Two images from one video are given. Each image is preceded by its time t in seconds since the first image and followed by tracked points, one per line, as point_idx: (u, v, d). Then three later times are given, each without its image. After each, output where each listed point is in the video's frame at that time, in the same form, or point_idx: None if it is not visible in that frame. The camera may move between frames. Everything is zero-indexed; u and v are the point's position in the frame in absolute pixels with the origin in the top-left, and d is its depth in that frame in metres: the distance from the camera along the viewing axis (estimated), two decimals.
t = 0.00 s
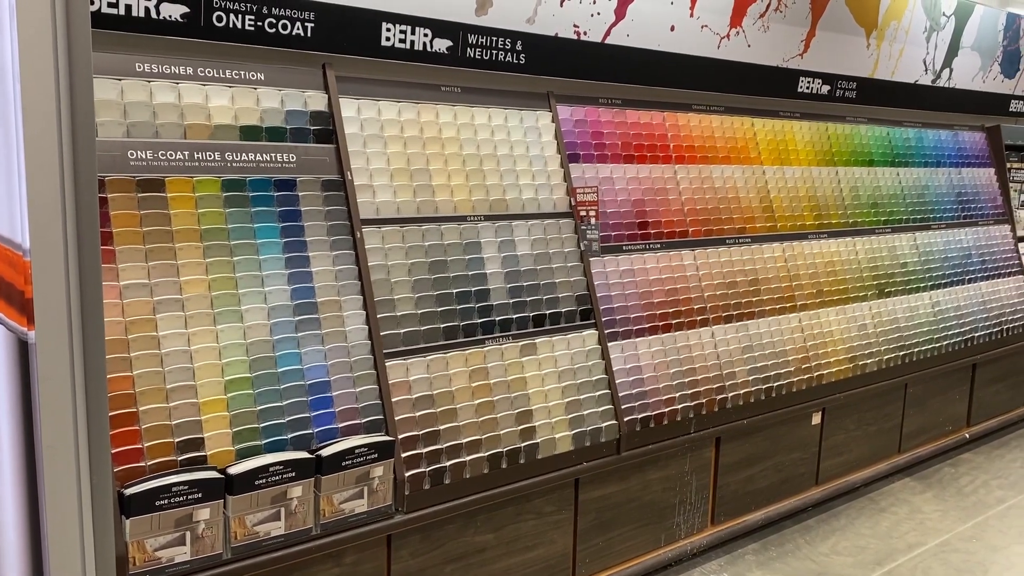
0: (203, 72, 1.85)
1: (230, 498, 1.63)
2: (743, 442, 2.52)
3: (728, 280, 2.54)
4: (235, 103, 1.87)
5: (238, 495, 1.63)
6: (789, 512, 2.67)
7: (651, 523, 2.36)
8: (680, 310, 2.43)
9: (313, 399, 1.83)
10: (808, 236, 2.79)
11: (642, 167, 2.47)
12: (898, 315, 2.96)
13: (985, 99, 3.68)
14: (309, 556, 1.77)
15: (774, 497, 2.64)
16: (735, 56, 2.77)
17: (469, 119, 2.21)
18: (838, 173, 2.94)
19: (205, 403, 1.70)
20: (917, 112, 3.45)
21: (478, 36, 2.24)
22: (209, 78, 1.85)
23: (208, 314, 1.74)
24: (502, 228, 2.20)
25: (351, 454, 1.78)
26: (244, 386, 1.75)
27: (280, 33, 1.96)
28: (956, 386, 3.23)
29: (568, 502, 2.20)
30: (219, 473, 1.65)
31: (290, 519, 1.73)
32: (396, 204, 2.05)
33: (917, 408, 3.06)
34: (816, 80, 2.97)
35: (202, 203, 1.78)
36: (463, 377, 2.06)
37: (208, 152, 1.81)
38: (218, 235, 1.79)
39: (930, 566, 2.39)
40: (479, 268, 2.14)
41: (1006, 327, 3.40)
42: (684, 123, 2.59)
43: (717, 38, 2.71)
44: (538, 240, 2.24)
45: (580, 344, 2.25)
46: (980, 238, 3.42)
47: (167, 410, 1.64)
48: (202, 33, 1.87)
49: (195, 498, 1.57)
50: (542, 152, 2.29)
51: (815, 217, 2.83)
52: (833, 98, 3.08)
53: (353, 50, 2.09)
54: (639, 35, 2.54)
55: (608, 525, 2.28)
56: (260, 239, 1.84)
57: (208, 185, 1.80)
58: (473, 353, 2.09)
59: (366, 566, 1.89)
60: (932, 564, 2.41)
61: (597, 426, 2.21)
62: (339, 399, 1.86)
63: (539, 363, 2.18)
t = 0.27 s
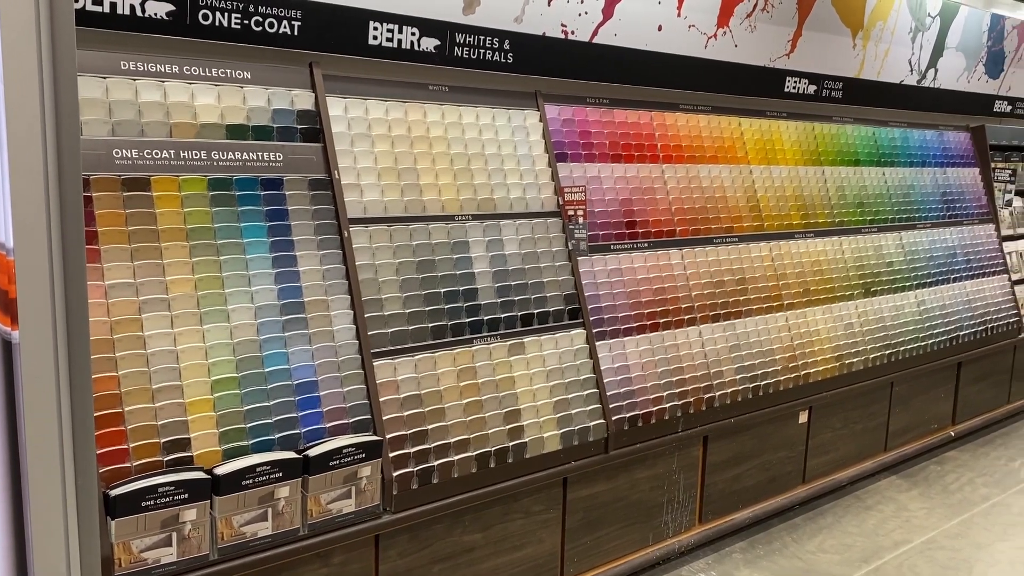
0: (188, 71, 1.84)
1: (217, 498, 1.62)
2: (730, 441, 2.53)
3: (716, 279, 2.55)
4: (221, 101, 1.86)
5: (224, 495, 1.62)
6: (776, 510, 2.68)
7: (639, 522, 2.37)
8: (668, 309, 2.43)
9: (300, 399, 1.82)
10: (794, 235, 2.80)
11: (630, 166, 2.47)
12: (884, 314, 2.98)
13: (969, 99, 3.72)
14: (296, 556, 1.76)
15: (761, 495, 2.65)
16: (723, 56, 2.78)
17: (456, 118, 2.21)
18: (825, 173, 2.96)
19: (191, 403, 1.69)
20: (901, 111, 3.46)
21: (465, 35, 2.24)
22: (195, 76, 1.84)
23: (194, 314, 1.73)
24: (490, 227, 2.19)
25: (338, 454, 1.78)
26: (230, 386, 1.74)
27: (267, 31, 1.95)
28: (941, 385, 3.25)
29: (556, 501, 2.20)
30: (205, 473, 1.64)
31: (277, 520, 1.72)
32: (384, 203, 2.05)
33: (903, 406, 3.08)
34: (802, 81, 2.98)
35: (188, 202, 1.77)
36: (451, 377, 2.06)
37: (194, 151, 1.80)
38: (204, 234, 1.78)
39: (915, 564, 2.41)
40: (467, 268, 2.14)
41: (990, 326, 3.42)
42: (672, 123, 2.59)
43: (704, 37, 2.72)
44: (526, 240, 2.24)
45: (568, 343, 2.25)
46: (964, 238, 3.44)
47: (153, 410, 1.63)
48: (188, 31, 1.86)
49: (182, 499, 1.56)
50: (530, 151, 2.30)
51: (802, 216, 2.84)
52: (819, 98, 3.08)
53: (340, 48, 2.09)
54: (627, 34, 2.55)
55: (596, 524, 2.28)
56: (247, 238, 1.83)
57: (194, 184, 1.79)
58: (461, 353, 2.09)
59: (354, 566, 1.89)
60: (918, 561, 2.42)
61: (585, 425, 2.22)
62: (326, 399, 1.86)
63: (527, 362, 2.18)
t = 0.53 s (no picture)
0: (163, 68, 1.82)
1: (192, 499, 1.61)
2: (707, 439, 2.55)
3: (693, 277, 2.56)
4: (196, 99, 1.84)
5: (200, 496, 1.61)
6: (753, 507, 2.70)
7: (618, 519, 2.37)
8: (646, 308, 2.44)
9: (277, 399, 1.81)
10: (771, 234, 2.82)
11: (608, 165, 2.47)
12: (859, 312, 3.01)
13: (943, 99, 3.77)
14: (273, 557, 1.75)
15: (739, 492, 2.67)
16: (700, 55, 2.79)
17: (434, 116, 2.21)
18: (801, 172, 2.98)
19: (166, 403, 1.67)
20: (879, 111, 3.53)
21: (443, 34, 2.23)
22: (169, 74, 1.82)
23: (168, 314, 1.72)
24: (468, 226, 2.19)
25: (315, 454, 1.77)
26: (206, 386, 1.73)
27: (242, 29, 1.94)
28: (916, 382, 3.29)
29: (534, 499, 2.21)
30: (180, 474, 1.63)
31: (254, 521, 1.71)
32: (361, 202, 2.04)
33: (878, 403, 3.12)
34: (779, 81, 3.01)
35: (162, 200, 1.75)
36: (429, 376, 2.05)
37: (168, 149, 1.78)
38: (179, 234, 1.77)
39: (890, 559, 2.43)
40: (445, 267, 2.13)
41: (963, 324, 3.47)
42: (649, 122, 2.60)
43: (682, 37, 2.73)
44: (504, 239, 2.24)
45: (547, 342, 2.25)
46: (938, 237, 3.48)
47: (127, 411, 1.62)
48: (162, 28, 1.84)
49: (156, 500, 1.55)
50: (508, 150, 2.29)
51: (778, 215, 2.86)
52: (796, 97, 3.11)
53: (317, 47, 2.08)
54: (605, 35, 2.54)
55: (574, 522, 2.28)
56: (222, 238, 1.82)
57: (169, 183, 1.77)
58: (439, 352, 2.08)
59: (331, 566, 1.88)
60: (892, 556, 2.44)
61: (563, 423, 2.22)
62: (303, 399, 1.84)
63: (506, 361, 2.18)
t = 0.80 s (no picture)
0: (118, 63, 1.78)
1: (149, 501, 1.59)
2: (672, 435, 2.56)
3: (657, 275, 2.57)
4: (153, 95, 1.81)
5: (157, 498, 1.59)
6: (717, 502, 2.72)
7: (583, 516, 2.38)
8: (610, 305, 2.45)
9: (237, 399, 1.79)
10: (733, 232, 2.85)
11: (572, 164, 2.47)
12: (821, 309, 3.04)
13: (901, 99, 3.84)
14: (233, 559, 1.72)
15: (703, 488, 2.69)
16: (663, 54, 2.81)
17: (397, 114, 2.19)
18: (764, 171, 3.01)
19: (122, 404, 1.64)
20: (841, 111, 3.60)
21: (406, 31, 2.23)
22: (124, 69, 1.78)
23: (123, 313, 1.68)
24: (432, 224, 2.18)
25: (276, 454, 1.75)
26: (164, 386, 1.70)
27: (200, 24, 1.91)
28: (876, 378, 3.34)
29: (499, 497, 2.20)
30: (137, 476, 1.60)
31: (213, 522, 1.69)
32: (323, 199, 2.02)
33: (839, 399, 3.16)
34: (742, 80, 3.06)
35: (118, 198, 1.72)
36: (393, 375, 2.04)
37: (124, 146, 1.75)
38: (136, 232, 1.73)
39: (851, 552, 2.46)
40: (408, 266, 2.12)
41: (922, 321, 3.52)
42: (614, 121, 2.61)
43: (645, 36, 2.74)
44: (469, 237, 2.23)
45: (511, 340, 2.25)
46: (898, 234, 3.53)
47: (82, 412, 1.58)
48: (117, 23, 1.80)
49: (112, 503, 1.52)
50: (472, 148, 2.29)
51: (741, 213, 2.89)
52: (758, 97, 3.17)
53: (278, 43, 2.05)
54: (569, 34, 2.54)
55: (539, 520, 2.28)
56: (180, 236, 1.79)
57: (125, 180, 1.74)
58: (403, 351, 2.07)
59: (293, 567, 1.86)
60: (853, 550, 2.47)
61: (528, 421, 2.22)
62: (263, 399, 1.82)
63: (470, 359, 2.17)
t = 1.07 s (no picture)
0: (60, 57, 1.74)
1: (94, 505, 1.55)
2: (626, 431, 2.59)
3: (610, 272, 2.59)
4: (96, 90, 1.77)
5: (103, 502, 1.55)
6: (671, 498, 2.75)
7: (538, 513, 2.39)
8: (564, 303, 2.46)
9: (185, 400, 1.76)
10: (686, 230, 2.88)
11: (526, 162, 2.48)
12: (771, 306, 3.09)
13: (846, 99, 3.93)
14: (182, 562, 1.69)
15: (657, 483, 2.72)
16: (616, 54, 2.82)
17: (350, 111, 2.17)
18: (715, 169, 3.05)
19: (66, 406, 1.60)
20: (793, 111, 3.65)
21: (358, 27, 2.21)
22: (67, 63, 1.74)
23: (66, 313, 1.64)
24: (385, 222, 2.17)
25: (225, 456, 1.73)
26: (108, 388, 1.66)
27: (145, 18, 1.88)
28: (825, 373, 3.41)
29: (454, 496, 2.20)
30: (81, 480, 1.56)
31: (162, 526, 1.65)
32: (273, 197, 1.99)
33: (790, 393, 3.23)
34: (694, 79, 3.11)
35: (60, 195, 1.68)
36: (346, 374, 2.02)
37: (67, 142, 1.71)
38: (79, 231, 1.69)
39: (801, 545, 2.51)
40: (362, 264, 2.10)
41: (871, 316, 3.59)
42: (567, 120, 2.63)
43: (598, 35, 2.75)
44: (423, 235, 2.22)
45: (466, 338, 2.24)
46: (847, 232, 3.61)
47: (23, 415, 1.55)
48: (58, 16, 1.76)
49: (55, 507, 1.49)
50: (426, 146, 2.28)
51: (693, 211, 2.92)
52: (711, 96, 3.22)
53: (226, 38, 2.02)
54: (522, 33, 2.55)
55: (495, 517, 2.29)
56: (125, 233, 1.75)
57: (68, 177, 1.70)
58: (356, 350, 2.05)
59: (244, 570, 1.83)
60: (803, 542, 2.52)
61: (483, 419, 2.22)
62: (212, 400, 1.79)
63: (425, 358, 2.16)
